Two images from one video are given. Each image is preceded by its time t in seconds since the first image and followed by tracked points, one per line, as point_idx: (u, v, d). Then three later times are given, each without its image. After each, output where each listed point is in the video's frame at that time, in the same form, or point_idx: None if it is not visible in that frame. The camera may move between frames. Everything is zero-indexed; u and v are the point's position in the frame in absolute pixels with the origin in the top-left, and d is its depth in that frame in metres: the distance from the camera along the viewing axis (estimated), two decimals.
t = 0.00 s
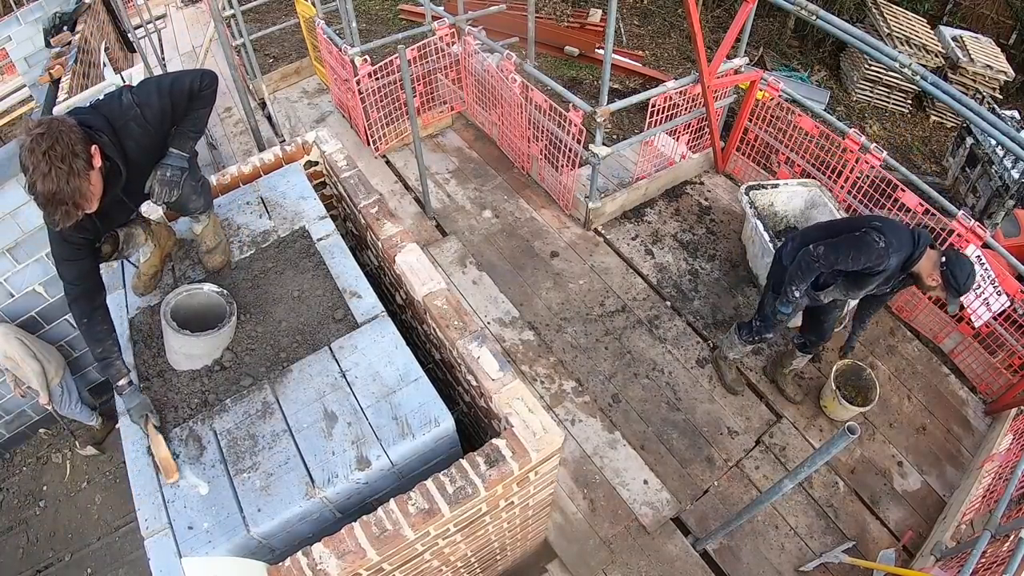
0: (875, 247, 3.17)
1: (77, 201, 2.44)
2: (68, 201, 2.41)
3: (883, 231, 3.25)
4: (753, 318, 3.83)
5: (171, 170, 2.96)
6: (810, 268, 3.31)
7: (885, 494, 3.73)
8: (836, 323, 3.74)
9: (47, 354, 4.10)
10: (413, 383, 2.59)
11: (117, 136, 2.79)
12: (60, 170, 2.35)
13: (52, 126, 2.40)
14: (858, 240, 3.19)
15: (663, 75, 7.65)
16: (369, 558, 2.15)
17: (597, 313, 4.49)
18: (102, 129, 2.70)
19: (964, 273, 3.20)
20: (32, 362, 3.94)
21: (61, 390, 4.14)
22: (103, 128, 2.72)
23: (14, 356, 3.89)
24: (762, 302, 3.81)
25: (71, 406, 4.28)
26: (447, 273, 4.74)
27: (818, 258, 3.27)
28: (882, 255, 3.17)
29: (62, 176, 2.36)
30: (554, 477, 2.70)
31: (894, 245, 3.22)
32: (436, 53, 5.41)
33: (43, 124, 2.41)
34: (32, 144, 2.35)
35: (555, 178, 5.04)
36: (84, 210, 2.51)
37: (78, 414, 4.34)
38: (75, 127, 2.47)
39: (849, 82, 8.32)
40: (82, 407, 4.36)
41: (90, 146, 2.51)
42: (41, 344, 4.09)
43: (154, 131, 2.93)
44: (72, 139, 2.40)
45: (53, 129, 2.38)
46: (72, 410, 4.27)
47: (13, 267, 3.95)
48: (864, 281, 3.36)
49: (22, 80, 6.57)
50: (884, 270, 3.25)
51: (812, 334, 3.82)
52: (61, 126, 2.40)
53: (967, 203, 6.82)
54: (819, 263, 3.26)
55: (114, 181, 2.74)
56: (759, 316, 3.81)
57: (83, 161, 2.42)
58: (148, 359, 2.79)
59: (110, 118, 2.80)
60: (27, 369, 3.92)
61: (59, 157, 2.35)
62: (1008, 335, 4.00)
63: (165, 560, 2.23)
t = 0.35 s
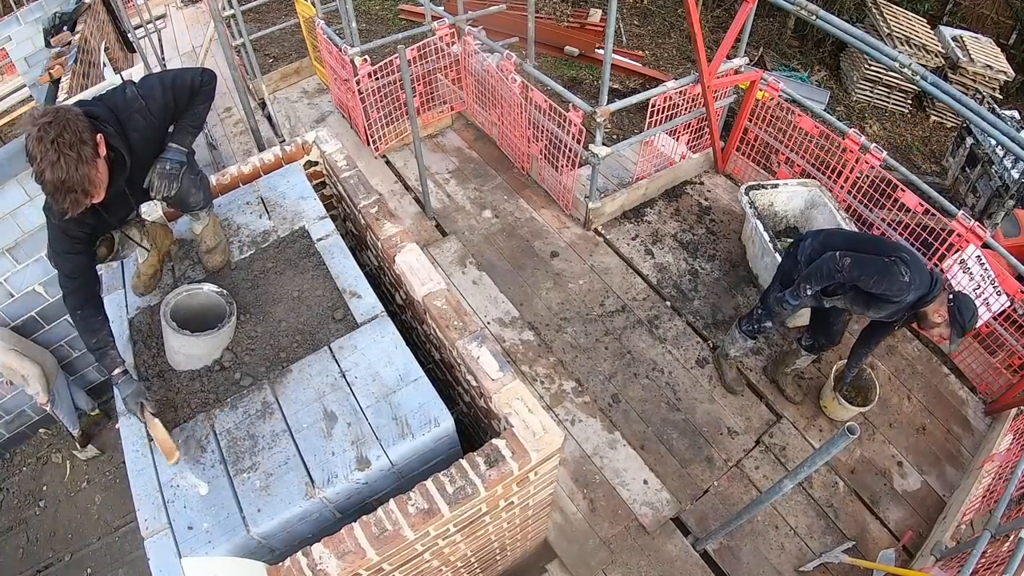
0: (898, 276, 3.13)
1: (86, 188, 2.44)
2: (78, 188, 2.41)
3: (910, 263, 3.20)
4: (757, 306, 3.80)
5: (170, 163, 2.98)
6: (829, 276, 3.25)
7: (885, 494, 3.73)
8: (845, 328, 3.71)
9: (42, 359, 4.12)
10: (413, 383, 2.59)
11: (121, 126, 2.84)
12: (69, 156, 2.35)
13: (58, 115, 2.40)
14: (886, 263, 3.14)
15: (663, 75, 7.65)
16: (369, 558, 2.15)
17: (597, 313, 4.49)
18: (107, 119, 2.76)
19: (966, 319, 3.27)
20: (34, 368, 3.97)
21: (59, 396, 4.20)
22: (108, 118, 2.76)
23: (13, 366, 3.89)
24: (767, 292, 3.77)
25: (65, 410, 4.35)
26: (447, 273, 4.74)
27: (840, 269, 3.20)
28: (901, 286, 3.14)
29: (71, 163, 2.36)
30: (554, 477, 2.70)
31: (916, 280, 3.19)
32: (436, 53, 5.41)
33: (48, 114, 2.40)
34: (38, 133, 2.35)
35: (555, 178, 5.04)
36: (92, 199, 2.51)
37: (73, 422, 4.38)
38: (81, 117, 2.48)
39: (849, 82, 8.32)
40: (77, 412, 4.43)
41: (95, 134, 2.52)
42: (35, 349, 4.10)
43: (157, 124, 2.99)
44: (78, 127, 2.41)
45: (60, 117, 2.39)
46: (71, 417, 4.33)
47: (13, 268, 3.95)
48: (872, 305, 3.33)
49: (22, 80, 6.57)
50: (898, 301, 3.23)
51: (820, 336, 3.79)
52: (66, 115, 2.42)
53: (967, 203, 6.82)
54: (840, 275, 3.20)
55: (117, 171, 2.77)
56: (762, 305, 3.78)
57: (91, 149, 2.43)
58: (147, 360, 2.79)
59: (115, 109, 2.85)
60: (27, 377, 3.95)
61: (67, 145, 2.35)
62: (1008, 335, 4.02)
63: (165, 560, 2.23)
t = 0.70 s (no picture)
0: (898, 260, 3.06)
1: (83, 184, 2.43)
2: (74, 183, 2.40)
3: (909, 241, 3.12)
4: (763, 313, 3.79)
5: (168, 163, 2.99)
6: (832, 278, 3.22)
7: (885, 494, 3.73)
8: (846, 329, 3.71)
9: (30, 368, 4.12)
10: (413, 383, 2.59)
11: (119, 123, 2.82)
12: (64, 151, 2.34)
13: (52, 112, 2.41)
14: (881, 249, 3.09)
15: (663, 75, 7.65)
16: (369, 558, 2.15)
17: (597, 313, 4.49)
18: (103, 118, 2.74)
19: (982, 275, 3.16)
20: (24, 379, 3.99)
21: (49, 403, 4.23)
22: (105, 116, 2.75)
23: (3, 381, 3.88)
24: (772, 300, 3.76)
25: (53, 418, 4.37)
26: (447, 273, 4.74)
27: (839, 269, 3.18)
28: (905, 268, 3.07)
29: (66, 157, 2.36)
30: (554, 477, 2.70)
31: (919, 255, 3.10)
32: (436, 53, 5.42)
33: (41, 111, 2.40)
34: (33, 130, 2.36)
35: (555, 178, 5.04)
36: (89, 195, 2.50)
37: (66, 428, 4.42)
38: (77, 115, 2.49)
39: (849, 82, 8.33)
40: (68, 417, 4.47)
41: (90, 129, 2.51)
42: (23, 358, 4.10)
43: (153, 123, 2.97)
44: (73, 123, 2.41)
45: (54, 114, 2.39)
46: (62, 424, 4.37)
47: (13, 268, 3.95)
48: (884, 292, 3.27)
49: (22, 80, 6.57)
50: (907, 281, 3.15)
51: (819, 335, 3.78)
52: (61, 112, 2.43)
53: (967, 203, 6.82)
54: (841, 275, 3.17)
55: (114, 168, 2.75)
56: (766, 312, 3.78)
57: (87, 144, 2.43)
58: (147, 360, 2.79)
59: (112, 108, 2.83)
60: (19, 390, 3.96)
61: (61, 140, 2.35)
62: (1007, 335, 4.03)
63: (165, 560, 2.23)
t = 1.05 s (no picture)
0: (864, 229, 3.08)
1: (111, 184, 2.44)
2: (103, 185, 2.41)
3: (867, 207, 3.15)
4: (766, 328, 3.78)
5: (178, 133, 2.99)
6: (820, 276, 3.25)
7: (885, 494, 3.73)
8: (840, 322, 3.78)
9: (12, 381, 4.08)
10: (413, 383, 2.59)
11: (123, 121, 2.87)
12: (89, 154, 2.35)
13: (69, 117, 2.41)
14: (846, 231, 3.13)
15: (663, 74, 7.65)
16: (369, 558, 2.15)
17: (597, 313, 4.49)
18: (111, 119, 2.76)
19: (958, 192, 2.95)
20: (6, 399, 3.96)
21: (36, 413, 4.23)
22: (111, 117, 2.79)
23: None
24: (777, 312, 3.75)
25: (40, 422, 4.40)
26: (447, 273, 4.74)
27: (822, 265, 3.22)
28: (875, 230, 3.07)
29: (93, 159, 2.37)
30: (554, 477, 2.70)
31: (883, 213, 3.10)
32: (436, 53, 5.42)
33: (58, 120, 2.40)
34: (55, 138, 2.35)
35: (555, 178, 5.04)
36: (117, 196, 2.51)
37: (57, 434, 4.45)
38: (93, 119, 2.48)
39: (849, 82, 8.33)
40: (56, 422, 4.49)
41: (108, 132, 2.51)
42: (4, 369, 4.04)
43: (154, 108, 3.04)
44: (91, 126, 2.41)
45: (74, 120, 2.39)
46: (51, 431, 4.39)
47: (13, 267, 3.96)
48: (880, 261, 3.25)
49: (22, 80, 6.58)
50: (888, 239, 3.13)
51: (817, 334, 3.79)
52: (77, 117, 2.43)
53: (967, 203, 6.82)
54: (825, 269, 3.20)
55: (132, 164, 2.78)
56: (771, 326, 3.76)
57: (108, 144, 2.44)
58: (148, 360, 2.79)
59: (111, 107, 2.86)
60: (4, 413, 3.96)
61: (86, 142, 2.36)
62: (1008, 335, 4.00)
63: (165, 560, 2.23)
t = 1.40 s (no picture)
0: (829, 238, 3.19)
1: (115, 178, 2.44)
2: (107, 178, 2.40)
3: (824, 213, 3.25)
4: (754, 317, 3.89)
5: (180, 131, 2.95)
6: (802, 290, 3.41)
7: (885, 494, 3.73)
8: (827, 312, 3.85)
9: (12, 383, 4.10)
10: (413, 383, 2.59)
11: (125, 120, 2.89)
12: (93, 145, 2.36)
13: (73, 112, 2.43)
14: (812, 244, 3.25)
15: (663, 75, 7.65)
16: (369, 558, 2.15)
17: (597, 313, 4.48)
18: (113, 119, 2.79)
19: (911, 170, 3.05)
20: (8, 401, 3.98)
21: (34, 414, 4.23)
22: (112, 116, 2.81)
23: None
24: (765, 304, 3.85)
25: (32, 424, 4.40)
26: (447, 273, 4.74)
27: (801, 281, 3.37)
28: (840, 234, 3.18)
29: (97, 151, 2.37)
30: (554, 477, 2.70)
31: (841, 215, 3.21)
32: (436, 53, 5.42)
33: (62, 116, 2.41)
34: (59, 132, 2.36)
35: (555, 178, 5.04)
36: (118, 192, 2.49)
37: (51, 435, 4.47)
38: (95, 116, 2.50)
39: (849, 82, 8.33)
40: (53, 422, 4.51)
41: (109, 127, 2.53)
42: None
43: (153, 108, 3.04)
44: (95, 120, 2.43)
45: (77, 116, 2.41)
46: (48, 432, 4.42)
47: (13, 267, 3.96)
48: (853, 252, 3.37)
49: (22, 81, 6.58)
50: (854, 232, 3.24)
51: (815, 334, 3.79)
52: (80, 112, 2.46)
53: (967, 203, 6.82)
54: (805, 284, 3.36)
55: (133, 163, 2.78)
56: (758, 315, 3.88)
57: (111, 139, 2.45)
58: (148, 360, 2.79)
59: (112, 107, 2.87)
60: None
61: (90, 134, 2.38)
62: (1008, 335, 4.01)
63: (166, 560, 2.23)
